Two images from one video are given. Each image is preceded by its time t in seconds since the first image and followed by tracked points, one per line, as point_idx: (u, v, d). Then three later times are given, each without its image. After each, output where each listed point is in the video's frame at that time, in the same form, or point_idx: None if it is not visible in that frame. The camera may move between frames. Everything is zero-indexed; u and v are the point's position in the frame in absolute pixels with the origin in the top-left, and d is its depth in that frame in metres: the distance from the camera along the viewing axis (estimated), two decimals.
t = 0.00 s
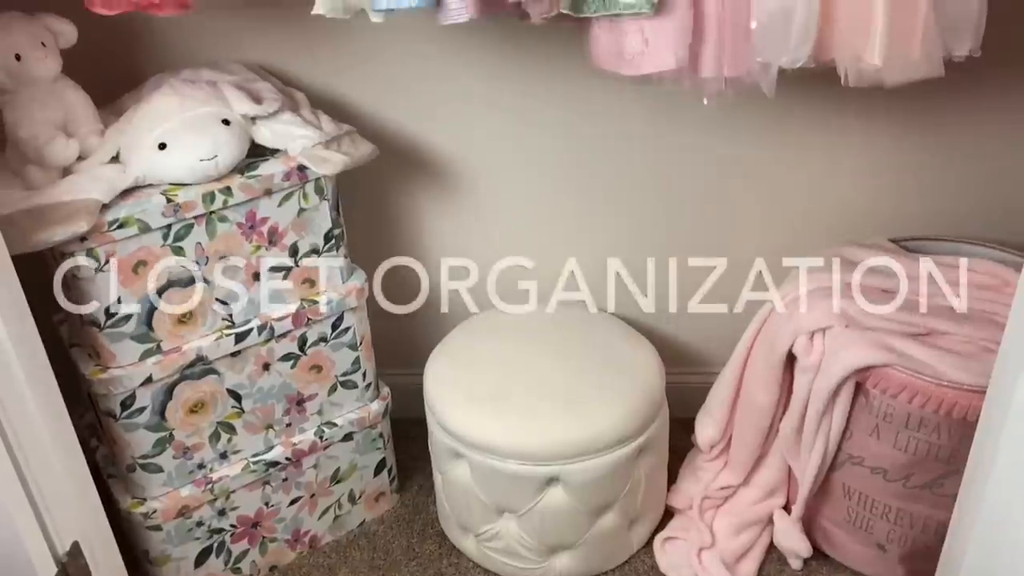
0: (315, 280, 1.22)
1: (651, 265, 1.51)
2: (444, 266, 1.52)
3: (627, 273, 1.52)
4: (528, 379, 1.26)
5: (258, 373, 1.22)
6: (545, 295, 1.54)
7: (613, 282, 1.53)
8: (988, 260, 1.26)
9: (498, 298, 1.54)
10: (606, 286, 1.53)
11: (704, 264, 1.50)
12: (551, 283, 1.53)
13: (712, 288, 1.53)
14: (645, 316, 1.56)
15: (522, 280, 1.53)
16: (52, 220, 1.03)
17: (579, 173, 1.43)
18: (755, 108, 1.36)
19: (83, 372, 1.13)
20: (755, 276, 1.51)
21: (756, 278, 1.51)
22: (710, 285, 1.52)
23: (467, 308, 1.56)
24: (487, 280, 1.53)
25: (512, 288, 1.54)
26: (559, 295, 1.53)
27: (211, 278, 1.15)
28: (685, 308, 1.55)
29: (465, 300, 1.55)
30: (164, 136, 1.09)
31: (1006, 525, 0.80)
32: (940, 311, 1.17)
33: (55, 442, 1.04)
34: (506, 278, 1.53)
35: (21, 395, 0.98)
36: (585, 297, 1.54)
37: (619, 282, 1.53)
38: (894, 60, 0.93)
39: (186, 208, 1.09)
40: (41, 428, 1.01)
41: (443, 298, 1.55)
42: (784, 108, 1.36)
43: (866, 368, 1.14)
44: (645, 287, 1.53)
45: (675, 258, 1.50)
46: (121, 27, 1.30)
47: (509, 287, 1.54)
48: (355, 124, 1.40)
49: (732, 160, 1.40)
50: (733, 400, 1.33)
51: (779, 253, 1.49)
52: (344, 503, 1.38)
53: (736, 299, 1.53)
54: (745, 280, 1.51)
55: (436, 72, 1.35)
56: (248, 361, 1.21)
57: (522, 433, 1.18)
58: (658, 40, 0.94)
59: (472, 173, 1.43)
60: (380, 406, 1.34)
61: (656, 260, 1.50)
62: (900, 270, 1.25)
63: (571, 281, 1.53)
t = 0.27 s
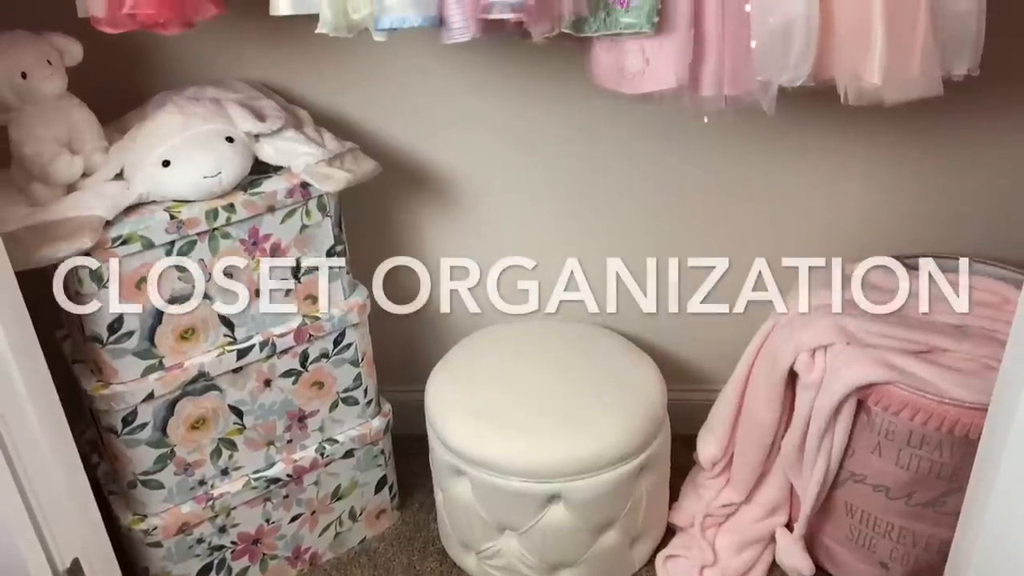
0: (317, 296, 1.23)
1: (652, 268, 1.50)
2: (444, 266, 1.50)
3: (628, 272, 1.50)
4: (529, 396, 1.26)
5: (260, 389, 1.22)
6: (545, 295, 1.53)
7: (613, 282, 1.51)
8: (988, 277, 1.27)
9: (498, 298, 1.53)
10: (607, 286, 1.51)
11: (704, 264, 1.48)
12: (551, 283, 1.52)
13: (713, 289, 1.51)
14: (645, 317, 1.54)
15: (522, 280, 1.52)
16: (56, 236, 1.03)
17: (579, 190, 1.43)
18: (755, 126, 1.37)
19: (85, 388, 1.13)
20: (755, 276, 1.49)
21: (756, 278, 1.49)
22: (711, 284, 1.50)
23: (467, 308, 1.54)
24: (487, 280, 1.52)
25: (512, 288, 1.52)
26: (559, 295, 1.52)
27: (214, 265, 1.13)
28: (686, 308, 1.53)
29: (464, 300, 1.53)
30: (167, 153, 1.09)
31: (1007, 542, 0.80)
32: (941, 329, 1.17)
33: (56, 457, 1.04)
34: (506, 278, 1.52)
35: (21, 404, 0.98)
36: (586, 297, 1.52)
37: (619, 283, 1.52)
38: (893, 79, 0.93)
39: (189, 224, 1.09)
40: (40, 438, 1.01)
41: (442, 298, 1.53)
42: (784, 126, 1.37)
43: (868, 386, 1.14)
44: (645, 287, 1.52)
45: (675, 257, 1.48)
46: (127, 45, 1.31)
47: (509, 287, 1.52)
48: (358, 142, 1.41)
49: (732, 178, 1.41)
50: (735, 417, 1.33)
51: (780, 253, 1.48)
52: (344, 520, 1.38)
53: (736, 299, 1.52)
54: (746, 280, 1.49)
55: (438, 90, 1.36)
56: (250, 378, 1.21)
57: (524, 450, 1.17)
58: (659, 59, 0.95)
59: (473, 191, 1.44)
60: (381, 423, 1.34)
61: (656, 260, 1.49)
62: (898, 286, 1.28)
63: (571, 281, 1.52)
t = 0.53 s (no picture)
0: (318, 312, 1.23)
1: (652, 269, 1.48)
2: (444, 266, 1.49)
3: (628, 273, 1.49)
4: (530, 413, 1.26)
5: (260, 406, 1.22)
6: (545, 295, 1.51)
7: (613, 282, 1.49)
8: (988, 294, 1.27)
9: (498, 298, 1.51)
10: (606, 287, 1.50)
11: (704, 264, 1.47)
12: (551, 284, 1.51)
13: (713, 289, 1.50)
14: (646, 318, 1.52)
15: (521, 280, 1.50)
16: (59, 252, 1.04)
17: (580, 208, 1.44)
18: (755, 145, 1.38)
19: (86, 404, 1.13)
20: (755, 275, 1.48)
21: (756, 278, 1.48)
22: (711, 284, 1.49)
23: (467, 308, 1.52)
24: (486, 280, 1.50)
25: (511, 289, 1.51)
26: (559, 295, 1.50)
27: (213, 270, 1.13)
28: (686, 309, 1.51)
29: (464, 300, 1.52)
30: (170, 169, 1.10)
31: (1010, 560, 0.79)
32: (942, 346, 1.17)
33: (57, 473, 1.04)
34: (505, 277, 1.50)
35: (22, 420, 0.98)
36: (586, 297, 1.50)
37: (619, 283, 1.50)
38: (891, 97, 0.94)
39: (192, 241, 1.09)
40: (40, 453, 1.01)
41: (442, 297, 1.52)
42: (784, 145, 1.37)
43: (869, 403, 1.14)
44: (645, 287, 1.50)
45: (675, 257, 1.47)
46: (132, 64, 1.32)
47: (508, 288, 1.51)
48: (360, 160, 1.41)
49: (732, 195, 1.42)
50: (736, 435, 1.33)
51: (780, 253, 1.46)
52: (345, 537, 1.38)
53: (736, 299, 1.50)
54: (746, 279, 1.48)
55: (439, 109, 1.37)
56: (250, 394, 1.21)
57: (524, 467, 1.17)
58: (659, 77, 0.96)
59: (475, 208, 1.44)
60: (382, 439, 1.34)
61: (655, 260, 1.47)
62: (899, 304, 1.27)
63: (571, 281, 1.50)
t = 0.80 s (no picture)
0: (319, 328, 1.23)
1: (651, 270, 1.47)
2: (444, 266, 1.47)
3: (628, 273, 1.47)
4: (531, 430, 1.25)
5: (261, 422, 1.22)
6: (545, 295, 1.50)
7: (613, 283, 1.48)
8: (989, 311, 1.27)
9: (497, 298, 1.49)
10: (606, 287, 1.49)
11: (704, 265, 1.45)
12: (551, 283, 1.49)
13: (713, 289, 1.48)
14: (646, 318, 1.51)
15: (521, 280, 1.49)
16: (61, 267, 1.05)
17: (582, 225, 1.44)
18: (756, 162, 1.38)
19: (86, 420, 1.13)
20: (755, 275, 1.46)
21: (756, 278, 1.46)
22: (712, 284, 1.47)
23: (467, 308, 1.51)
24: (486, 280, 1.49)
25: (511, 290, 1.50)
26: (559, 295, 1.49)
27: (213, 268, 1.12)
28: (686, 309, 1.50)
29: (464, 300, 1.50)
30: (174, 186, 1.10)
31: None
32: (945, 364, 1.17)
33: (57, 488, 1.04)
34: (505, 277, 1.49)
35: (23, 438, 0.98)
36: (586, 297, 1.49)
37: (619, 284, 1.49)
38: (891, 115, 0.94)
39: (194, 257, 1.10)
40: (40, 471, 1.01)
41: (442, 298, 1.50)
42: (785, 162, 1.38)
43: (871, 420, 1.13)
44: (644, 287, 1.49)
45: (675, 257, 1.46)
46: (136, 81, 1.33)
47: (508, 288, 1.49)
48: (362, 176, 1.42)
49: (733, 212, 1.42)
50: (738, 452, 1.32)
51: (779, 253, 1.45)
52: (345, 554, 1.37)
53: (736, 299, 1.48)
54: (746, 280, 1.46)
55: (441, 126, 1.37)
56: (251, 410, 1.21)
57: (524, 484, 1.17)
58: (660, 95, 0.96)
59: (476, 225, 1.45)
60: (382, 456, 1.34)
61: (655, 260, 1.46)
62: (901, 321, 1.26)
63: (571, 282, 1.49)
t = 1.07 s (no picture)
0: (321, 344, 1.23)
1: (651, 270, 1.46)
2: (444, 265, 1.46)
3: (628, 273, 1.46)
4: (533, 446, 1.25)
5: (262, 438, 1.22)
6: (545, 295, 1.49)
7: (613, 283, 1.47)
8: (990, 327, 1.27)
9: (497, 298, 1.48)
10: (606, 288, 1.47)
11: (704, 265, 1.44)
12: (551, 283, 1.48)
13: (713, 290, 1.47)
14: (646, 318, 1.50)
15: (520, 280, 1.48)
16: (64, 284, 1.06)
17: (583, 241, 1.45)
18: (757, 179, 1.38)
19: (88, 435, 1.13)
20: (755, 275, 1.45)
21: (756, 278, 1.45)
22: (712, 284, 1.46)
23: (466, 308, 1.50)
24: (486, 280, 1.48)
25: (511, 290, 1.48)
26: (559, 295, 1.47)
27: (213, 267, 1.12)
28: (686, 309, 1.48)
29: (463, 300, 1.49)
30: (177, 203, 1.11)
31: None
32: (947, 381, 1.17)
33: (58, 503, 1.04)
34: (505, 277, 1.48)
35: (23, 448, 0.98)
36: (586, 297, 1.47)
37: (619, 284, 1.47)
38: (892, 133, 0.94)
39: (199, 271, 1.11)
40: (40, 483, 1.01)
41: (442, 298, 1.49)
42: (785, 179, 1.38)
43: (873, 437, 1.13)
44: (645, 287, 1.47)
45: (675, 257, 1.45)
46: (140, 97, 1.34)
47: (507, 288, 1.48)
48: (365, 193, 1.43)
49: (735, 229, 1.42)
50: (740, 469, 1.32)
51: (779, 253, 1.44)
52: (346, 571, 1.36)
53: (736, 299, 1.47)
54: (746, 280, 1.45)
55: (444, 143, 1.38)
56: (253, 426, 1.21)
57: (525, 501, 1.16)
58: (661, 113, 0.97)
59: (478, 241, 1.45)
60: (383, 472, 1.34)
61: (655, 260, 1.45)
62: (904, 337, 1.25)
63: (571, 282, 1.47)
